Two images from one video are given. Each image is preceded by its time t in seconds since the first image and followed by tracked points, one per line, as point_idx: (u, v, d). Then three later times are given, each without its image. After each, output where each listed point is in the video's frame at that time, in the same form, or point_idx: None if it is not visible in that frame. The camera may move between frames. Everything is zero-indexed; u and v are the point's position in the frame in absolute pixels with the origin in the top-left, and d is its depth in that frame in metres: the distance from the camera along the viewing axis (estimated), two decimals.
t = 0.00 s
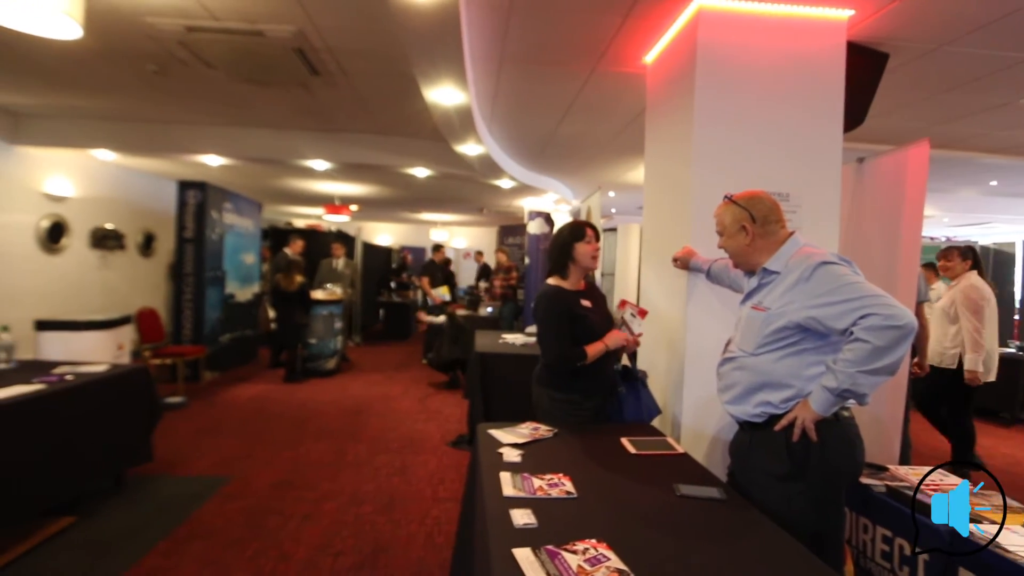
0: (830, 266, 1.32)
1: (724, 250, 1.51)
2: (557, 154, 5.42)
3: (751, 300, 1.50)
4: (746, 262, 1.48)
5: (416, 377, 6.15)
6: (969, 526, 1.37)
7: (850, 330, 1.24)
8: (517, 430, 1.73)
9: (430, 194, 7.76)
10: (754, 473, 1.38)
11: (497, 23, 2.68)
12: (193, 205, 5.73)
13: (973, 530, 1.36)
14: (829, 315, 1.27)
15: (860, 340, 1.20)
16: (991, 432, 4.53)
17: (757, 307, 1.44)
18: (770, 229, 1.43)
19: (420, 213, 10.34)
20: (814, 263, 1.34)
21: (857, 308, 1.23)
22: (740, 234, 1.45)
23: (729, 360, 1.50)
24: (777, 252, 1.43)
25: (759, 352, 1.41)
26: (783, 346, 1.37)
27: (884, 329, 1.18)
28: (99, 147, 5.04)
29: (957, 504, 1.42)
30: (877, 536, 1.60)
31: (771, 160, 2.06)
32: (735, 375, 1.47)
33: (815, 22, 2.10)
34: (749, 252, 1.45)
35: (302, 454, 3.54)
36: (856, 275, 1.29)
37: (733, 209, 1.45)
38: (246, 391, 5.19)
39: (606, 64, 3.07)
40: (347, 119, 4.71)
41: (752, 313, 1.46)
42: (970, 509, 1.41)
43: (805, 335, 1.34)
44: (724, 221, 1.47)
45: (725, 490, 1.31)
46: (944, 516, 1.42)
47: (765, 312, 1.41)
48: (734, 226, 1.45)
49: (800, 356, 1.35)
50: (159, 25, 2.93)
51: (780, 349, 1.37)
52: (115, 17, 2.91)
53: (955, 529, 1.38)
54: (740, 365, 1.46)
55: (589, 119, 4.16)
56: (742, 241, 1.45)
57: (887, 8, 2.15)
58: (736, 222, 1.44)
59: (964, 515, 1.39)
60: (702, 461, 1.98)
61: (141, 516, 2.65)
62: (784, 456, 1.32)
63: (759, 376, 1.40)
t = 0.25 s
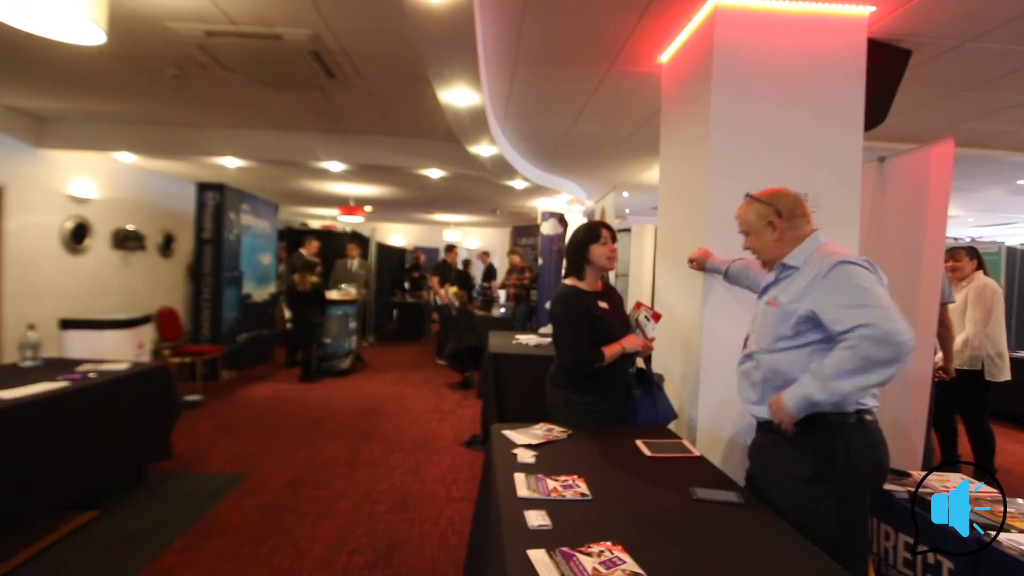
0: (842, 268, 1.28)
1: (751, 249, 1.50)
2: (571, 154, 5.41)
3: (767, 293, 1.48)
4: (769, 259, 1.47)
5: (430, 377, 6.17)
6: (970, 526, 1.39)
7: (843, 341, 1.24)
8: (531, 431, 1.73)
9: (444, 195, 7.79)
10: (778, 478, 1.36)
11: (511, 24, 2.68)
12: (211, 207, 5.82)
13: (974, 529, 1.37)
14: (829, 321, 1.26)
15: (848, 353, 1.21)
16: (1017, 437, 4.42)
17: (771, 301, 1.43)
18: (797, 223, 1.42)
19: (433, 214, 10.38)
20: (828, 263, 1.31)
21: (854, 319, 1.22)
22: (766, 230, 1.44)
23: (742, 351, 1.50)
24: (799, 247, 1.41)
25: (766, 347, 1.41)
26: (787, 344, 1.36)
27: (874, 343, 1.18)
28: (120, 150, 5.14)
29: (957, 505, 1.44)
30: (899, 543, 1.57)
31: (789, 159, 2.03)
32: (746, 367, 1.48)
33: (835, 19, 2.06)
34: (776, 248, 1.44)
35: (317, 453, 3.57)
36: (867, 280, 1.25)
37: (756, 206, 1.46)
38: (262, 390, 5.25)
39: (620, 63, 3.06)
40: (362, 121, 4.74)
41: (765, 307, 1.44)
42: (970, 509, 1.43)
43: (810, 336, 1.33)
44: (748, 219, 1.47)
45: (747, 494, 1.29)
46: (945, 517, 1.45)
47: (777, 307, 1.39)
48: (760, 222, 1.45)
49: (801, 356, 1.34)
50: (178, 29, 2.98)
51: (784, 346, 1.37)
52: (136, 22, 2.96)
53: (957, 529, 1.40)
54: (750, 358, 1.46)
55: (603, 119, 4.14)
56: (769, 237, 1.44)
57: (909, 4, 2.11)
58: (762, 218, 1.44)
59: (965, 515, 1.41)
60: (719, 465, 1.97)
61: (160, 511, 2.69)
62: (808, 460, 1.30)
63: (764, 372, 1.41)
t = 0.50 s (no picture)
0: (847, 268, 1.27)
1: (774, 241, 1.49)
2: (580, 154, 5.40)
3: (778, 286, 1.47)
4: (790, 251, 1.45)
5: (439, 377, 6.19)
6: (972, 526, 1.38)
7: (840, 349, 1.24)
8: (540, 431, 1.73)
9: (453, 195, 7.82)
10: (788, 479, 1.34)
11: (521, 25, 2.68)
12: (224, 208, 5.88)
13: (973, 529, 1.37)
14: (827, 325, 1.26)
15: (844, 364, 1.21)
16: None
17: (778, 296, 1.42)
18: (826, 216, 1.39)
19: (442, 214, 10.41)
20: (835, 262, 1.30)
21: (851, 327, 1.22)
22: (793, 221, 1.42)
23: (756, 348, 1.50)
24: (818, 240, 1.39)
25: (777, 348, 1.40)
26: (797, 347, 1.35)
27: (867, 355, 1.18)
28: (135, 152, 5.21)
29: (957, 503, 1.45)
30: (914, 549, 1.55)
31: (801, 157, 2.01)
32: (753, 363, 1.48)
33: (850, 17, 2.03)
34: (801, 241, 1.42)
35: (327, 452, 3.59)
36: (870, 282, 1.24)
37: (784, 197, 1.44)
38: (273, 390, 5.29)
39: (629, 63, 3.05)
40: (372, 122, 4.77)
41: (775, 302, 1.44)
42: (970, 507, 1.43)
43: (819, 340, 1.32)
44: (775, 210, 1.46)
45: (757, 496, 1.28)
46: (944, 515, 1.46)
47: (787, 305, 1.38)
48: (787, 213, 1.43)
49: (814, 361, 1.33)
50: (192, 33, 3.02)
51: (794, 348, 1.36)
52: (152, 26, 3.00)
53: (956, 528, 1.41)
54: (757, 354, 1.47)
55: (613, 118, 4.12)
56: (796, 229, 1.42)
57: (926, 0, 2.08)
58: (790, 209, 1.42)
59: (965, 514, 1.41)
60: (729, 467, 1.96)
61: (173, 509, 2.73)
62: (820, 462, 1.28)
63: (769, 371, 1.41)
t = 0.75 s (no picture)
0: (865, 261, 1.27)
1: (787, 241, 1.47)
2: (591, 155, 5.38)
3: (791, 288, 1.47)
4: (803, 251, 1.44)
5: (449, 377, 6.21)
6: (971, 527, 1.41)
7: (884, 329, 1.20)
8: (551, 432, 1.72)
9: (464, 196, 7.83)
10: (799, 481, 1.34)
11: (531, 25, 2.68)
12: (237, 209, 5.94)
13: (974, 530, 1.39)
14: (862, 310, 1.23)
15: (893, 341, 1.17)
16: None
17: (793, 297, 1.41)
18: (841, 214, 1.39)
19: (452, 215, 10.42)
20: (853, 256, 1.30)
21: (890, 306, 1.19)
22: (810, 219, 1.40)
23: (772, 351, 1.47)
24: (833, 240, 1.38)
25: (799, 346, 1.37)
26: (824, 342, 1.32)
27: (918, 328, 1.14)
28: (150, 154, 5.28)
29: (957, 503, 1.46)
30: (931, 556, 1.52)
31: (814, 156, 1.99)
32: (774, 367, 1.44)
33: (864, 13, 1.99)
34: (816, 240, 1.41)
35: (338, 452, 3.61)
36: (895, 268, 1.23)
37: (800, 194, 1.42)
38: (285, 389, 5.34)
39: (640, 62, 3.04)
40: (382, 124, 4.79)
41: (789, 303, 1.42)
42: (970, 506, 1.44)
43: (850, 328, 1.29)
44: (789, 208, 1.44)
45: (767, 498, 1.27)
46: (945, 515, 1.47)
47: (804, 304, 1.37)
48: (803, 211, 1.41)
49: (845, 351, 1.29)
50: (206, 36, 3.05)
51: (819, 344, 1.33)
52: (166, 30, 3.04)
53: (955, 529, 1.43)
54: (779, 356, 1.43)
55: (623, 118, 4.11)
56: (812, 227, 1.40)
57: None
58: (806, 206, 1.40)
59: (964, 515, 1.42)
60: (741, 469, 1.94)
61: (187, 506, 2.76)
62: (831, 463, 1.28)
63: (798, 369, 1.37)
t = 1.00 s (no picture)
0: (880, 268, 1.25)
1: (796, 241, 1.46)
2: (597, 155, 5.37)
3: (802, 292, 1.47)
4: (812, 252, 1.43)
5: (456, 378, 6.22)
6: (971, 525, 1.40)
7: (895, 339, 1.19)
8: (557, 433, 1.72)
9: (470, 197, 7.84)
10: (816, 490, 1.32)
11: (537, 26, 2.68)
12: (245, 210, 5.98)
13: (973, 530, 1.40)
14: (872, 318, 1.23)
15: (902, 352, 1.16)
16: None
17: (806, 301, 1.41)
18: (851, 216, 1.38)
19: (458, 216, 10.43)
20: (868, 262, 1.29)
21: (904, 316, 1.18)
22: (818, 221, 1.40)
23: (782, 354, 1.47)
24: (844, 243, 1.37)
25: (808, 351, 1.37)
26: (834, 347, 1.32)
27: (930, 339, 1.13)
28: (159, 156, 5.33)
29: (957, 503, 1.42)
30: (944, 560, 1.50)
31: (823, 156, 1.98)
32: (784, 371, 1.44)
33: (873, 12, 1.97)
34: (825, 242, 1.40)
35: (345, 452, 3.63)
36: (912, 277, 1.21)
37: (807, 196, 1.42)
38: (292, 389, 5.36)
39: (646, 62, 3.03)
40: (389, 125, 4.81)
41: (801, 307, 1.42)
42: (970, 505, 1.41)
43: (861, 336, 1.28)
44: (798, 209, 1.43)
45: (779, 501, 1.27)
46: (945, 517, 1.45)
47: (815, 308, 1.37)
48: (811, 213, 1.40)
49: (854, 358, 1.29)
50: (214, 39, 3.07)
51: (829, 349, 1.33)
52: (175, 33, 3.06)
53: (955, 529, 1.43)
54: (790, 360, 1.42)
55: (629, 118, 4.09)
56: (821, 228, 1.39)
57: None
58: (814, 209, 1.40)
59: (963, 512, 1.41)
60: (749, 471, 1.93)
61: (196, 505, 2.78)
62: (844, 469, 1.27)
63: (809, 375, 1.36)
